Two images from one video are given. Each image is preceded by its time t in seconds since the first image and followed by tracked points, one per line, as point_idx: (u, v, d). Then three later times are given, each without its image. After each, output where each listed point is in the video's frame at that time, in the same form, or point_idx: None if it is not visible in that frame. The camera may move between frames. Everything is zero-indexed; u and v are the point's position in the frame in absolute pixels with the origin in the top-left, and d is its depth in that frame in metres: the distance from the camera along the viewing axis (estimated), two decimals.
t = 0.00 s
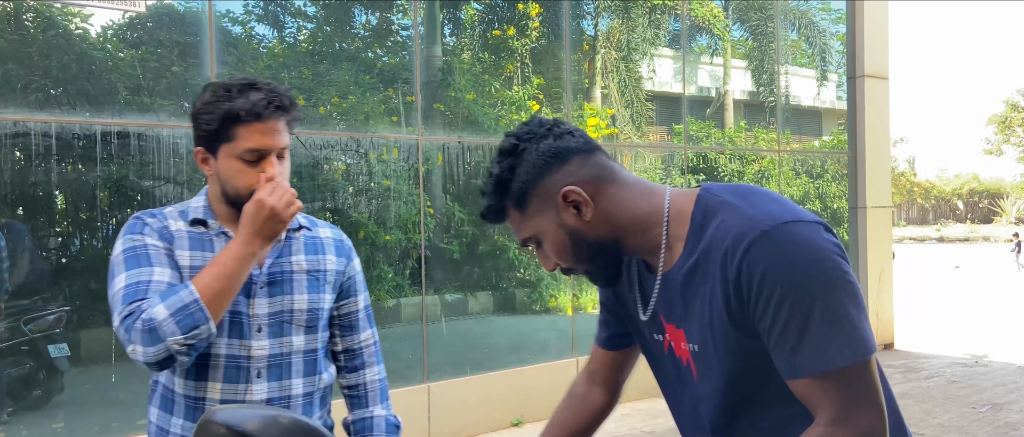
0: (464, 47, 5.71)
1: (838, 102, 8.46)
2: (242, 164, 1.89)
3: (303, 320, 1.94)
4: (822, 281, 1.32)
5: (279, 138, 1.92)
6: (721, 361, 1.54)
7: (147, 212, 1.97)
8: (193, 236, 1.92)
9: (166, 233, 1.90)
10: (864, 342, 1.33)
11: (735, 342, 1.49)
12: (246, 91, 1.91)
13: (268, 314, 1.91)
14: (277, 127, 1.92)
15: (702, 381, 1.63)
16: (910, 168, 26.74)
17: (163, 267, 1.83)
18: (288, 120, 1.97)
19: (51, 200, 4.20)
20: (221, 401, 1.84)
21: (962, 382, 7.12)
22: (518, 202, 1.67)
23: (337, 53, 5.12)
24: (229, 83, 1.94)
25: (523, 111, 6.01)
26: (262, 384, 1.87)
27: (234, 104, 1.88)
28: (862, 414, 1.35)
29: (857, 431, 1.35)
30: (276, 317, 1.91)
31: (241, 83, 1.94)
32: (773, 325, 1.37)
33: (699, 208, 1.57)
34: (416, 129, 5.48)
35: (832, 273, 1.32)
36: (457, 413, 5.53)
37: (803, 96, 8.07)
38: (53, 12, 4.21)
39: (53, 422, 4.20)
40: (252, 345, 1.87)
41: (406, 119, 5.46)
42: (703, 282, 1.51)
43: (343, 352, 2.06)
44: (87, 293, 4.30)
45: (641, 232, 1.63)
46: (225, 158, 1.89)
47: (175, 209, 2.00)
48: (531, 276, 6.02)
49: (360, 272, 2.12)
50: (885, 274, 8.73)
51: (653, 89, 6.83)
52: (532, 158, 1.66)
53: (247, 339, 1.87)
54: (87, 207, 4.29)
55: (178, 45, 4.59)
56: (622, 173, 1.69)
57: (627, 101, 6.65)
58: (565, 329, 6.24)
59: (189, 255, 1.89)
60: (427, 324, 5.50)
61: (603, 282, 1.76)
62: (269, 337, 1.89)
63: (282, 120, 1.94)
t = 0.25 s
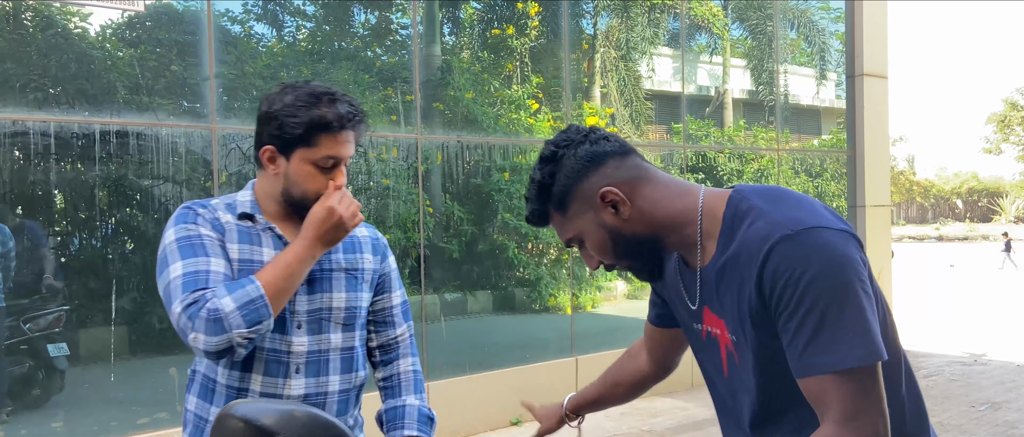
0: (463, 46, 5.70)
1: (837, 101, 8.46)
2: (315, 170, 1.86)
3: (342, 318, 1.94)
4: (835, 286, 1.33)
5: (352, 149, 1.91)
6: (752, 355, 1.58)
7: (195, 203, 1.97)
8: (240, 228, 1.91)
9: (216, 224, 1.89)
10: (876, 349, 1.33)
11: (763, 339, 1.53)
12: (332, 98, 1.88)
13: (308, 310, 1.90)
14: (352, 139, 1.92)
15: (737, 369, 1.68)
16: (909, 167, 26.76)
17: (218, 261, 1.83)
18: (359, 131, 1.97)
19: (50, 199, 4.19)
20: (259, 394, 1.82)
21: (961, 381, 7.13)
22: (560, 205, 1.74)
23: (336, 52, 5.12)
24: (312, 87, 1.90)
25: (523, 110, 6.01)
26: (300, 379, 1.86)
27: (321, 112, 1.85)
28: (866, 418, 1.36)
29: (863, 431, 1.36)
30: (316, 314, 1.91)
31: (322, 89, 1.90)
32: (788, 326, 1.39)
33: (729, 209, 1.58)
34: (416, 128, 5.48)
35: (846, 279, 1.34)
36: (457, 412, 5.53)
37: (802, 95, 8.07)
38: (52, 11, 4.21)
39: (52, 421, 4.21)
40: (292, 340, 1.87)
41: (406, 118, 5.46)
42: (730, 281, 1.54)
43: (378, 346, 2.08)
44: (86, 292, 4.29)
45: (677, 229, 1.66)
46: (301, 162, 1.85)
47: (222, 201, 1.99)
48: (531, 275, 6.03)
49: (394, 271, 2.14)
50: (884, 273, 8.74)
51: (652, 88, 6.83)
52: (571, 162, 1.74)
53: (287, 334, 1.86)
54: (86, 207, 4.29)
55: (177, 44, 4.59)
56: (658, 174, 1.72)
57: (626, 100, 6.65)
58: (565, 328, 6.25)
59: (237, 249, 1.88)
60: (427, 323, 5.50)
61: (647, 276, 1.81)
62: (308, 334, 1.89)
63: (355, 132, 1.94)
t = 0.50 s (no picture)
0: (462, 45, 5.70)
1: (836, 100, 8.45)
2: (357, 175, 1.95)
3: (365, 318, 2.05)
4: (831, 290, 1.34)
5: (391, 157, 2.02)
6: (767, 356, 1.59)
7: (225, 197, 2.03)
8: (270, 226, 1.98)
9: (247, 222, 1.95)
10: (874, 350, 1.33)
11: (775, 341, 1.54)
12: (381, 109, 1.98)
13: (335, 309, 2.00)
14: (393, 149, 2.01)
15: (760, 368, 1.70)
16: (909, 166, 26.78)
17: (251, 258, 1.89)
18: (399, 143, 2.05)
19: (49, 198, 4.19)
20: (285, 389, 1.91)
21: (960, 379, 7.14)
22: (574, 227, 1.73)
23: (335, 51, 5.12)
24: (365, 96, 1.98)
25: (522, 109, 6.01)
26: (324, 376, 1.95)
27: (371, 120, 1.94)
28: (867, 417, 1.35)
29: (865, 431, 1.35)
30: (342, 313, 2.01)
31: (373, 100, 1.99)
32: (789, 330, 1.40)
33: (737, 217, 1.57)
34: (415, 127, 5.48)
35: (842, 282, 1.34)
36: (456, 411, 5.53)
37: (801, 94, 8.07)
38: (50, 10, 4.21)
39: (51, 420, 4.21)
40: (319, 338, 1.95)
41: (405, 117, 5.45)
42: (736, 289, 1.55)
43: (394, 351, 2.24)
44: (85, 291, 4.29)
45: (689, 242, 1.64)
46: (343, 165, 1.94)
47: (251, 196, 2.06)
48: (530, 274, 6.03)
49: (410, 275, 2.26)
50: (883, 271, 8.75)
51: (652, 87, 6.83)
52: (580, 183, 1.72)
53: (315, 333, 1.95)
54: (85, 206, 4.29)
55: (176, 43, 4.58)
56: (666, 188, 1.71)
57: (625, 99, 6.65)
58: (565, 327, 6.25)
59: (267, 247, 1.95)
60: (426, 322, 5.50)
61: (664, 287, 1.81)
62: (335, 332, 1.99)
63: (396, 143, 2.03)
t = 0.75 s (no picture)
0: (462, 44, 5.70)
1: (835, 99, 8.45)
2: (375, 171, 2.07)
3: (376, 316, 2.17)
4: (839, 271, 1.32)
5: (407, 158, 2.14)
6: (782, 351, 1.57)
7: (235, 200, 2.07)
8: (280, 231, 2.03)
9: (254, 228, 2.00)
10: (893, 325, 1.28)
11: (788, 335, 1.51)
12: (401, 111, 2.12)
13: (348, 308, 2.10)
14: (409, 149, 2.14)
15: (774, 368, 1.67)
16: (908, 165, 26.78)
17: (246, 277, 1.94)
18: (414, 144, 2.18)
19: (48, 197, 4.19)
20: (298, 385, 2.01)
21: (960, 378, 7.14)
22: (585, 245, 1.78)
23: (335, 51, 5.12)
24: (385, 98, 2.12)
25: (521, 108, 6.01)
26: (335, 372, 2.07)
27: (391, 119, 2.07)
28: (899, 387, 1.28)
29: (899, 401, 1.28)
30: (354, 312, 2.11)
31: (392, 102, 2.13)
32: (802, 318, 1.37)
33: (742, 215, 1.56)
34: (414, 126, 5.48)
35: (851, 263, 1.32)
36: (456, 410, 5.53)
37: (801, 93, 8.06)
38: (50, 10, 4.20)
39: (50, 420, 4.20)
40: (331, 335, 2.06)
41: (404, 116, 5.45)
42: (746, 288, 1.54)
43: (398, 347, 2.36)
44: (84, 291, 4.29)
45: (700, 246, 1.63)
46: (363, 160, 2.05)
47: (262, 199, 2.11)
48: (529, 274, 6.03)
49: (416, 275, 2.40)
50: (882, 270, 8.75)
51: (651, 86, 6.83)
52: (585, 204, 1.76)
53: (328, 330, 2.06)
54: (84, 205, 4.29)
55: (175, 42, 4.58)
56: (672, 195, 1.72)
57: (625, 98, 6.65)
58: (565, 326, 6.26)
59: (277, 251, 2.01)
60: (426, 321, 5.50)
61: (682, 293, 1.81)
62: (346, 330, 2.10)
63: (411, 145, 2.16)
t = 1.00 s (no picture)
0: (462, 43, 5.70)
1: (835, 98, 8.44)
2: (379, 167, 2.06)
3: (382, 315, 2.14)
4: (839, 259, 1.31)
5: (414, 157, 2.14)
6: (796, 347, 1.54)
7: (248, 202, 2.09)
8: (286, 232, 2.04)
9: (259, 230, 2.01)
10: (897, 308, 1.27)
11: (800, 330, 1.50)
12: (405, 108, 2.12)
13: (353, 307, 2.09)
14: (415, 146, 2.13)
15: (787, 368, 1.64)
16: (907, 164, 26.79)
17: (237, 282, 1.96)
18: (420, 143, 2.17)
19: (48, 197, 4.19)
20: (300, 382, 2.01)
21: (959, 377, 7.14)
22: (607, 263, 1.72)
23: (334, 50, 5.12)
24: (390, 97, 2.13)
25: (521, 107, 6.01)
26: (337, 370, 2.05)
27: (396, 116, 2.08)
28: (904, 368, 1.25)
29: (901, 383, 1.25)
30: (359, 311, 2.09)
31: (397, 101, 2.14)
32: (807, 309, 1.36)
33: (751, 216, 1.55)
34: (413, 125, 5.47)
35: (851, 252, 1.31)
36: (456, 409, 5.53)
37: (800, 92, 8.06)
38: (49, 9, 4.20)
39: (49, 420, 4.20)
40: (333, 333, 2.05)
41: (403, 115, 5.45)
42: (756, 289, 1.53)
43: (412, 349, 2.33)
44: (84, 290, 4.29)
45: (719, 254, 1.60)
46: (366, 156, 2.06)
47: (274, 200, 2.12)
48: (529, 273, 6.04)
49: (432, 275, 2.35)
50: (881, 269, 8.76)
51: (651, 85, 6.84)
52: (600, 223, 1.71)
53: (330, 328, 2.05)
54: (83, 204, 4.28)
55: (175, 42, 4.58)
56: (685, 205, 1.68)
57: (624, 97, 6.66)
58: (565, 326, 6.26)
59: (282, 252, 2.01)
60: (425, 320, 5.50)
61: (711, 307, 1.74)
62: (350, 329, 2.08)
63: (418, 143, 2.15)
